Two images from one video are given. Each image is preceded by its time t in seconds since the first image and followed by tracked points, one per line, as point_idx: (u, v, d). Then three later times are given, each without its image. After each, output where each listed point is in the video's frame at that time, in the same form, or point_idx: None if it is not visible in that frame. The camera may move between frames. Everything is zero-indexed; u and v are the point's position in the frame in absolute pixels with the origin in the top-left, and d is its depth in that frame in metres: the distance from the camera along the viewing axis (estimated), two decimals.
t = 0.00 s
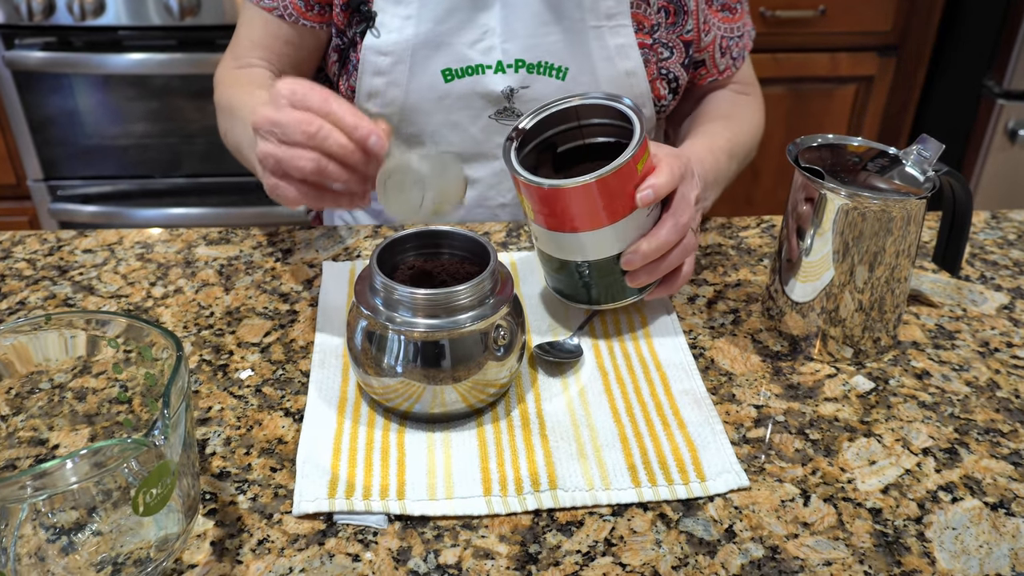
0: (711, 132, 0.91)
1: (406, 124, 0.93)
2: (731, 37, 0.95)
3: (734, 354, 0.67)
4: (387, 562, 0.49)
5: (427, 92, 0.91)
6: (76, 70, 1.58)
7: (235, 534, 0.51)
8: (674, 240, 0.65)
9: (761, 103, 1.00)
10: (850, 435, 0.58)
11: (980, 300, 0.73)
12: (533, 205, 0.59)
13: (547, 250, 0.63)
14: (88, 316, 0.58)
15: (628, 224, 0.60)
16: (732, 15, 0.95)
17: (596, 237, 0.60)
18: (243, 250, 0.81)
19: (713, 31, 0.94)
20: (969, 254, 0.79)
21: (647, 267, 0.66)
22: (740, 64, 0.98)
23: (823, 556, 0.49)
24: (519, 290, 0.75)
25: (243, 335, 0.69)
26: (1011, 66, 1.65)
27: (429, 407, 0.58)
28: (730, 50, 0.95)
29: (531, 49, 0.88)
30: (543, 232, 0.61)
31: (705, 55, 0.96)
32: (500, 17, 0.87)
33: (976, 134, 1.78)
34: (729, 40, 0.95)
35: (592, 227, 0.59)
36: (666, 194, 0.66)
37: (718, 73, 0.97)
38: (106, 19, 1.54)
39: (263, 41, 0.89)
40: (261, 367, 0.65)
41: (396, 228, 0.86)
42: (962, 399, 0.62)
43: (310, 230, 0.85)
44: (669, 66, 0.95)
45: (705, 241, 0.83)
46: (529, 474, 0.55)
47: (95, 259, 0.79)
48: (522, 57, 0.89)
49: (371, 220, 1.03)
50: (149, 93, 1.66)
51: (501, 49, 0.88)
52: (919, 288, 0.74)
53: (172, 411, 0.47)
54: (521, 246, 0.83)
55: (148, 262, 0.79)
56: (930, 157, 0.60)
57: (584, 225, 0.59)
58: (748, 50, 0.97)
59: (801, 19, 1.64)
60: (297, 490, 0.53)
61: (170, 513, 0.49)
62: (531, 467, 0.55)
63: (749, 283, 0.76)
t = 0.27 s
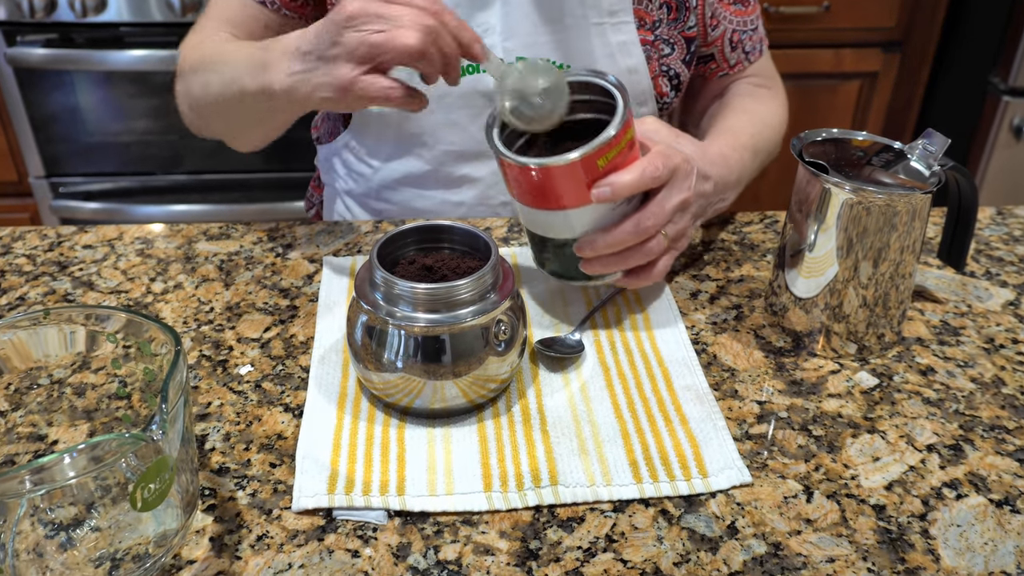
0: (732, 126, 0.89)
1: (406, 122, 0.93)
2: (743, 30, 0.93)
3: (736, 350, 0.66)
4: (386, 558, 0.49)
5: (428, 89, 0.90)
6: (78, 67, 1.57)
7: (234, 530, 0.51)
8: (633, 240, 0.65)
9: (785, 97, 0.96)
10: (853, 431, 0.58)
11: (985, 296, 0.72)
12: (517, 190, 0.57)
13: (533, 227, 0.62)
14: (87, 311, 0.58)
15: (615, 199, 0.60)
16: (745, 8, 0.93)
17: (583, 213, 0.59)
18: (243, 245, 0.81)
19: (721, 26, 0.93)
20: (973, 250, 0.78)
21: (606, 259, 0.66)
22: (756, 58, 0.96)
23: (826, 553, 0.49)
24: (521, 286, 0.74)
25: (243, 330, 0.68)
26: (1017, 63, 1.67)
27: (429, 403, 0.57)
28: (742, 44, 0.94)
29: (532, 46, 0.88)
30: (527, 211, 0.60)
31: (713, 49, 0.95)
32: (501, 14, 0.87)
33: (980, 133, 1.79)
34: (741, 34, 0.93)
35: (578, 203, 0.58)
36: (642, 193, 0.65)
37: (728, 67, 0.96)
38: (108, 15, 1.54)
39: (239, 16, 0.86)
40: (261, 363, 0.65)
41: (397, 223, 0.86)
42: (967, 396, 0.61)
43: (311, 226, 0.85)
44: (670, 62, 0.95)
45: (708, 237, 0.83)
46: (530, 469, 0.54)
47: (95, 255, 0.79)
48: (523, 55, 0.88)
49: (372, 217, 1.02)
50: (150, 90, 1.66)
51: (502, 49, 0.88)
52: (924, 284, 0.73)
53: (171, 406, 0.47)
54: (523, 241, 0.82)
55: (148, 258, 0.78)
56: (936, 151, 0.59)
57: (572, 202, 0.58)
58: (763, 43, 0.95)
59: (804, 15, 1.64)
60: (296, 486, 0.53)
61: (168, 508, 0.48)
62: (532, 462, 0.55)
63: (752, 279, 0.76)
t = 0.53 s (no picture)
0: (734, 120, 0.90)
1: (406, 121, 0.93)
2: (745, 26, 0.93)
3: (737, 346, 0.66)
4: (387, 554, 0.49)
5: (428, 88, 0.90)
6: (79, 62, 1.57)
7: (235, 526, 0.51)
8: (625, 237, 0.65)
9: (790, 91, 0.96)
10: (854, 428, 0.58)
11: (987, 292, 0.72)
12: (511, 192, 0.58)
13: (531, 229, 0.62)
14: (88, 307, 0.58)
15: (608, 196, 0.60)
16: (748, 4, 0.92)
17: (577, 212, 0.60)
18: (243, 241, 0.80)
19: (723, 22, 0.92)
20: (975, 246, 0.78)
21: (600, 254, 0.66)
22: (761, 53, 0.95)
23: (827, 549, 0.49)
24: (521, 282, 0.74)
25: (244, 326, 0.68)
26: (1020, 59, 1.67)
27: (430, 399, 0.57)
28: (744, 41, 0.93)
29: (533, 44, 0.88)
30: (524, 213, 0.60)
31: (715, 46, 0.95)
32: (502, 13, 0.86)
33: (983, 128, 1.78)
34: (743, 30, 0.93)
35: (572, 201, 0.58)
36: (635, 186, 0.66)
37: (731, 64, 0.95)
38: (108, 11, 1.53)
39: None
40: (261, 359, 0.65)
41: (397, 220, 0.86)
42: (968, 392, 0.61)
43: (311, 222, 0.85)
44: (670, 60, 0.95)
45: (709, 233, 0.83)
46: (530, 465, 0.54)
47: (96, 250, 0.79)
48: (523, 53, 0.88)
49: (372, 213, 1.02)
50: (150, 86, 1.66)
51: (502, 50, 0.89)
52: (925, 280, 0.73)
53: (172, 400, 0.47)
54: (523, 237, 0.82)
55: (149, 254, 0.78)
56: (937, 146, 0.59)
57: (564, 202, 0.58)
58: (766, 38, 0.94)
59: (805, 10, 1.63)
60: (297, 482, 0.53)
61: (169, 504, 0.48)
62: (533, 458, 0.55)
63: (753, 275, 0.75)
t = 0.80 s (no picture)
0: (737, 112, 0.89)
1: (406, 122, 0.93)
2: (745, 28, 0.93)
3: (737, 346, 0.66)
4: (387, 554, 0.49)
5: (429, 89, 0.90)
6: (79, 61, 1.57)
7: (236, 525, 0.51)
8: (652, 217, 0.65)
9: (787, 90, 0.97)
10: (854, 428, 0.58)
11: (987, 292, 0.72)
12: (513, 199, 0.59)
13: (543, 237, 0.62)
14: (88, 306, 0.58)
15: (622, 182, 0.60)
16: (748, 5, 0.93)
17: (581, 215, 0.59)
18: (243, 240, 0.80)
19: (724, 23, 0.93)
20: (974, 246, 0.78)
21: (629, 246, 0.65)
22: (760, 54, 0.96)
23: (827, 549, 0.49)
24: (521, 281, 0.74)
25: (244, 325, 0.68)
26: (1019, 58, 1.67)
27: (430, 399, 0.57)
28: (744, 41, 0.94)
29: (534, 45, 0.88)
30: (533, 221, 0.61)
31: (716, 47, 0.95)
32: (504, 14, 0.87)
33: (982, 128, 1.79)
34: (744, 31, 0.93)
35: (572, 206, 0.59)
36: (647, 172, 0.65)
37: (732, 64, 0.96)
38: (107, 10, 1.53)
39: None
40: (262, 358, 0.65)
41: (397, 219, 0.86)
42: (968, 392, 0.61)
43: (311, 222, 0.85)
44: (673, 62, 0.95)
45: (709, 232, 0.83)
46: (530, 465, 0.54)
47: (96, 249, 0.79)
48: (525, 54, 0.89)
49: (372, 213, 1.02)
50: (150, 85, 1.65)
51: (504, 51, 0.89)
52: (925, 280, 0.73)
53: (172, 399, 0.47)
54: (523, 237, 0.82)
55: (149, 253, 0.78)
56: (937, 147, 0.59)
57: (564, 206, 0.58)
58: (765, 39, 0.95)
59: (805, 10, 1.63)
60: (297, 481, 0.53)
61: (169, 503, 0.48)
62: (533, 458, 0.55)
63: (753, 275, 0.76)
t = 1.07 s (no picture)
0: (706, 119, 0.92)
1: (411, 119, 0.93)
2: (739, 34, 0.94)
3: (737, 347, 0.66)
4: (386, 554, 0.49)
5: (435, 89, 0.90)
6: (79, 60, 1.57)
7: (234, 525, 0.51)
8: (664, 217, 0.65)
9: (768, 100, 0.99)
10: (854, 429, 0.58)
11: (987, 294, 0.72)
12: (519, 200, 0.59)
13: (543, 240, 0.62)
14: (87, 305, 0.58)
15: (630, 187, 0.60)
16: (742, 12, 0.93)
17: (587, 222, 0.59)
18: (243, 239, 0.80)
19: (721, 29, 0.93)
20: (975, 248, 0.78)
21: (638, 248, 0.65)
22: (750, 62, 0.96)
23: (827, 550, 0.49)
24: (521, 280, 0.74)
25: (243, 324, 0.68)
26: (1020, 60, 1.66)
27: (430, 399, 0.57)
28: (738, 48, 0.94)
29: (538, 45, 0.88)
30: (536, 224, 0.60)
31: (711, 53, 0.95)
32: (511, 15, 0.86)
33: (982, 131, 1.79)
34: (738, 38, 0.94)
35: (579, 212, 0.58)
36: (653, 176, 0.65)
37: (724, 70, 0.96)
38: (107, 9, 1.53)
39: None
40: (261, 357, 0.65)
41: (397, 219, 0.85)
42: (968, 394, 0.61)
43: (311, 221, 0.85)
44: (681, 65, 0.94)
45: (709, 233, 0.83)
46: (530, 465, 0.54)
47: (95, 248, 0.79)
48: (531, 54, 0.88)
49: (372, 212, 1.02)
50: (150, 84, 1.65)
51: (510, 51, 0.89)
52: (926, 281, 0.73)
53: (171, 399, 0.47)
54: (524, 237, 0.82)
55: (148, 252, 0.78)
56: (937, 148, 0.59)
57: (573, 211, 0.58)
58: (756, 46, 0.96)
59: (806, 12, 1.63)
60: (296, 481, 0.53)
61: (168, 503, 0.48)
62: (532, 458, 0.55)
63: (753, 276, 0.75)
